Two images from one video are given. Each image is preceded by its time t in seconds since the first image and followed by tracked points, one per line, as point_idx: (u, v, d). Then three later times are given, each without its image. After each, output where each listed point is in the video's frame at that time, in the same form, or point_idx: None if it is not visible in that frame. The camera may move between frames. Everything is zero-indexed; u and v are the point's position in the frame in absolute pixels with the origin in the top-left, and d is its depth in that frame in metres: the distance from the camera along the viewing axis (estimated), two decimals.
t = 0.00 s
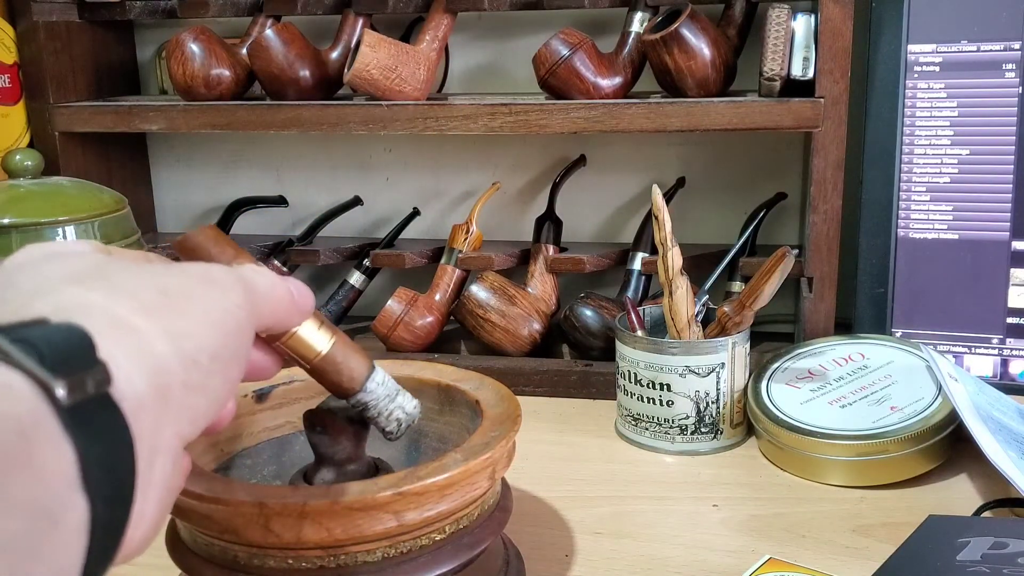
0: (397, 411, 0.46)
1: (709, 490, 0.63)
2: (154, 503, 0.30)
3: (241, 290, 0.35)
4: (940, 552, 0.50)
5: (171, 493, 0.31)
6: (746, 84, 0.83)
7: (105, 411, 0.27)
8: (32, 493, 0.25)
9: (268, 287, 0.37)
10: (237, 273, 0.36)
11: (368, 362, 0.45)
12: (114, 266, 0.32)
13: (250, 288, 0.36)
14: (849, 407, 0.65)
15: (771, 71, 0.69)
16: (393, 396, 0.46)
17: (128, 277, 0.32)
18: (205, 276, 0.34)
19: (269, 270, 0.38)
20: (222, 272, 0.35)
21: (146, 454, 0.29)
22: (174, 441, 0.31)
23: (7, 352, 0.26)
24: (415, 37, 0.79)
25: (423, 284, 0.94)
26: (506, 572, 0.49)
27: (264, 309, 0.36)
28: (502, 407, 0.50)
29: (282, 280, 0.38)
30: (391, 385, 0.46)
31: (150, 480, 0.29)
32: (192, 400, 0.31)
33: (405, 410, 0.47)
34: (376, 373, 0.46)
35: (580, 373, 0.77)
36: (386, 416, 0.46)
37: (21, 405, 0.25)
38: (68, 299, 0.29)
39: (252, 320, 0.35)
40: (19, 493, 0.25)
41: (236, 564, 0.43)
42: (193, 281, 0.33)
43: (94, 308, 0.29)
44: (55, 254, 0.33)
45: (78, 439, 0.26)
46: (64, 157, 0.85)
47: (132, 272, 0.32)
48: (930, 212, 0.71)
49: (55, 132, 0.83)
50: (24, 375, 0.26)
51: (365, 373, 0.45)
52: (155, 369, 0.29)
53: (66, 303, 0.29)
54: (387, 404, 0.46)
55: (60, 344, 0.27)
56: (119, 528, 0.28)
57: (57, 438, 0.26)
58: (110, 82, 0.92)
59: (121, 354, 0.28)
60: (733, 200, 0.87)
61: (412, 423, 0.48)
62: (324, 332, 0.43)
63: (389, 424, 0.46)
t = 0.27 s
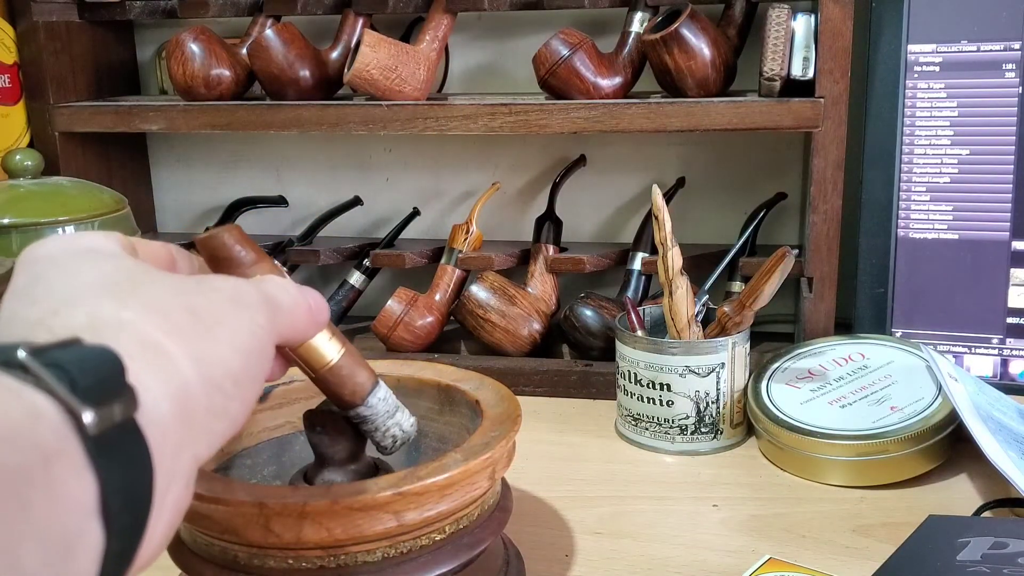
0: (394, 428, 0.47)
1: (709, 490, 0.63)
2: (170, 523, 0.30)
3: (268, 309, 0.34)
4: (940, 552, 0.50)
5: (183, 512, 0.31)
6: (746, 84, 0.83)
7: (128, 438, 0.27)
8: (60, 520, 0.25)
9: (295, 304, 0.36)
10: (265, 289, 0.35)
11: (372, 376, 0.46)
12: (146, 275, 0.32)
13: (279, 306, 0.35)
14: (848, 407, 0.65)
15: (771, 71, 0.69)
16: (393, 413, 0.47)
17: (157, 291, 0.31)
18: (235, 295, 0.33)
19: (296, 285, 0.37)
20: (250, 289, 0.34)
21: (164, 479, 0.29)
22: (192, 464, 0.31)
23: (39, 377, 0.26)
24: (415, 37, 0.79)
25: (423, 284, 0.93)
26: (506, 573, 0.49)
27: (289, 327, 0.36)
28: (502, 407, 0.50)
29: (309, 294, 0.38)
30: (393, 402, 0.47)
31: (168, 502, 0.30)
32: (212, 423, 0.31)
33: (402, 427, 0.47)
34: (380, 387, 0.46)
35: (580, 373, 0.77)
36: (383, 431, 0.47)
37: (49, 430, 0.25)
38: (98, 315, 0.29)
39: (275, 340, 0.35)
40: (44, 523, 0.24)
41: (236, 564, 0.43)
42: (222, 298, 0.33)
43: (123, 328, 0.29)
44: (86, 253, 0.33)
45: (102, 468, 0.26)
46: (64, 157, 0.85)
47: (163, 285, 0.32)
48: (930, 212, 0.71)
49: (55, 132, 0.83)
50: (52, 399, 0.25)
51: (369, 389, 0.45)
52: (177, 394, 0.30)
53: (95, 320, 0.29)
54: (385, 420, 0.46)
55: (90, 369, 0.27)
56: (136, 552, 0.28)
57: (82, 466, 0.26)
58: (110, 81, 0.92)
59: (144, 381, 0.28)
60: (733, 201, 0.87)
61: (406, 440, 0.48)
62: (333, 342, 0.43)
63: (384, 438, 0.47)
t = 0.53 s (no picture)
0: (393, 429, 0.47)
1: (708, 490, 0.63)
2: (188, 541, 0.30)
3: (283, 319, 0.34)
4: (940, 553, 0.50)
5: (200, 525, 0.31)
6: (746, 85, 0.83)
7: (152, 461, 0.27)
8: (81, 547, 0.25)
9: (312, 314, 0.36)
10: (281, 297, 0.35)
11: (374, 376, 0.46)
12: (167, 285, 0.31)
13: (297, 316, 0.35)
14: (849, 407, 0.65)
15: (771, 71, 0.69)
16: (393, 414, 0.47)
17: (180, 303, 0.31)
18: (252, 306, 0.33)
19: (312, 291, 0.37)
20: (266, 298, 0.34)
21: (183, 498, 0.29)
22: (210, 481, 0.31)
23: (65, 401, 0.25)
24: (415, 38, 0.79)
25: (423, 284, 0.94)
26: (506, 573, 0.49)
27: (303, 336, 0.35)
28: (502, 407, 0.50)
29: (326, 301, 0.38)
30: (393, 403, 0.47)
31: (187, 520, 0.29)
32: (233, 441, 0.31)
33: (401, 428, 0.47)
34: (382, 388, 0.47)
35: (580, 373, 0.77)
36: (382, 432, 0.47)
37: (74, 455, 0.25)
38: (122, 330, 0.28)
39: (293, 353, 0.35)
40: (67, 549, 0.24)
41: (236, 563, 0.43)
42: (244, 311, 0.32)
43: (148, 345, 0.29)
44: (101, 256, 0.32)
45: (124, 492, 0.26)
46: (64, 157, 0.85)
47: (185, 296, 0.31)
48: (930, 212, 0.71)
49: (55, 131, 0.83)
50: (79, 423, 0.25)
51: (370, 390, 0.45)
52: (199, 413, 0.29)
53: (119, 335, 0.28)
54: (385, 421, 0.46)
55: (120, 393, 0.26)
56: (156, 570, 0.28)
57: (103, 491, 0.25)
58: (110, 81, 0.92)
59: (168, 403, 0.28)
60: (733, 200, 0.87)
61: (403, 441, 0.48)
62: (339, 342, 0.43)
63: (383, 438, 0.47)
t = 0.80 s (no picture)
0: (388, 428, 0.47)
1: (708, 490, 0.63)
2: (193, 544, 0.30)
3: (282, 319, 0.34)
4: (940, 553, 0.50)
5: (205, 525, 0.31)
6: (746, 85, 0.83)
7: (158, 464, 0.27)
8: (84, 549, 0.25)
9: (311, 314, 0.36)
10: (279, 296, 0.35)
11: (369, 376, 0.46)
12: (167, 285, 0.31)
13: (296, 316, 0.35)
14: (849, 407, 0.65)
15: (771, 71, 0.69)
16: (388, 413, 0.47)
17: (180, 304, 0.31)
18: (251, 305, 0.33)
19: (311, 291, 0.37)
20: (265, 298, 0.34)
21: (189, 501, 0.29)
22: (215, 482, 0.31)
23: (71, 403, 0.25)
24: (415, 37, 0.79)
25: (423, 284, 0.94)
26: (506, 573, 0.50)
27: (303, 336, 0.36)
28: (502, 407, 0.50)
29: (324, 301, 0.38)
30: (388, 403, 0.47)
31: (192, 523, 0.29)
32: (236, 442, 0.31)
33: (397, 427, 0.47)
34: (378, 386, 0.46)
35: (580, 373, 0.77)
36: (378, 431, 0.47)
37: (79, 457, 0.25)
38: (124, 330, 0.28)
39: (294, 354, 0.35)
40: (71, 553, 0.24)
41: (236, 563, 0.43)
42: (244, 311, 0.32)
43: (150, 346, 0.29)
44: (101, 256, 0.32)
45: (129, 496, 0.26)
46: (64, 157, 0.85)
47: (186, 297, 0.31)
48: (930, 212, 0.71)
49: (55, 131, 0.83)
50: (84, 426, 0.25)
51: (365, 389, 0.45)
52: (201, 415, 0.29)
53: (122, 337, 0.28)
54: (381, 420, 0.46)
55: (125, 397, 0.26)
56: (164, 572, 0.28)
57: (110, 494, 0.25)
58: (110, 81, 0.92)
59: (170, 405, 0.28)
60: (733, 201, 0.87)
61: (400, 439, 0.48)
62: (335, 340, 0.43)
63: (379, 436, 0.47)
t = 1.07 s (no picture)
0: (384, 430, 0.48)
1: (708, 490, 0.63)
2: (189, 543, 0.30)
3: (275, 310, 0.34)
4: (941, 552, 0.50)
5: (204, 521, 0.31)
6: (746, 84, 0.83)
7: (145, 464, 0.27)
8: (74, 550, 0.25)
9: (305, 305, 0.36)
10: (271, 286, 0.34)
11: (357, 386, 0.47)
12: (155, 284, 0.31)
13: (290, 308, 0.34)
14: (848, 407, 0.65)
15: (771, 71, 0.69)
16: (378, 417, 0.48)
17: (167, 301, 0.30)
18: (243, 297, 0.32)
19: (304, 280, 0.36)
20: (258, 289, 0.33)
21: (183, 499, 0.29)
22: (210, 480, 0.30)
23: (55, 404, 0.25)
24: (415, 37, 0.79)
25: (423, 284, 0.94)
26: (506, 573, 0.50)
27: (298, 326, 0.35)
28: (502, 407, 0.50)
29: (317, 291, 0.37)
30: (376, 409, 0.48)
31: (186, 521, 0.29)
32: (229, 438, 0.31)
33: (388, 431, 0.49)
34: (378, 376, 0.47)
35: (580, 373, 0.77)
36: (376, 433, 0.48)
37: (64, 457, 0.25)
38: (109, 332, 0.28)
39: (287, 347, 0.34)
40: (59, 553, 0.24)
41: (236, 563, 0.43)
42: (236, 305, 0.32)
43: (136, 346, 0.28)
44: (89, 257, 0.32)
45: (117, 494, 0.26)
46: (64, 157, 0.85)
47: (173, 294, 0.31)
48: (930, 212, 0.71)
49: (55, 131, 0.83)
50: (67, 426, 0.25)
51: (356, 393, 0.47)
52: (191, 414, 0.29)
53: (108, 337, 0.28)
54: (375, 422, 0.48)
55: (106, 396, 0.26)
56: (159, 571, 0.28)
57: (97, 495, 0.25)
58: (110, 81, 0.92)
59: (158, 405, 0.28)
60: (733, 201, 0.87)
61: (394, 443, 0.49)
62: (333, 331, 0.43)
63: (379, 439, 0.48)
